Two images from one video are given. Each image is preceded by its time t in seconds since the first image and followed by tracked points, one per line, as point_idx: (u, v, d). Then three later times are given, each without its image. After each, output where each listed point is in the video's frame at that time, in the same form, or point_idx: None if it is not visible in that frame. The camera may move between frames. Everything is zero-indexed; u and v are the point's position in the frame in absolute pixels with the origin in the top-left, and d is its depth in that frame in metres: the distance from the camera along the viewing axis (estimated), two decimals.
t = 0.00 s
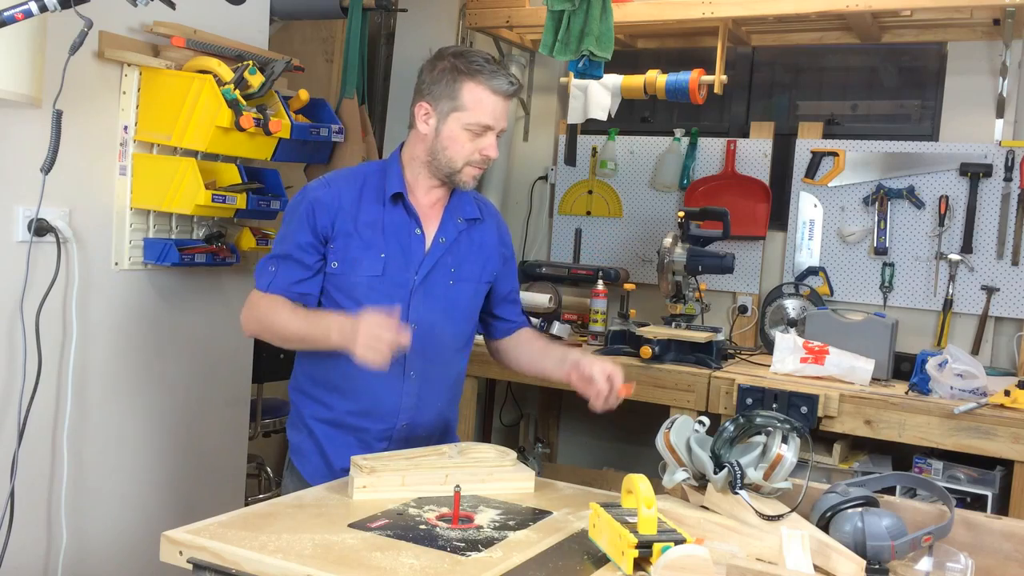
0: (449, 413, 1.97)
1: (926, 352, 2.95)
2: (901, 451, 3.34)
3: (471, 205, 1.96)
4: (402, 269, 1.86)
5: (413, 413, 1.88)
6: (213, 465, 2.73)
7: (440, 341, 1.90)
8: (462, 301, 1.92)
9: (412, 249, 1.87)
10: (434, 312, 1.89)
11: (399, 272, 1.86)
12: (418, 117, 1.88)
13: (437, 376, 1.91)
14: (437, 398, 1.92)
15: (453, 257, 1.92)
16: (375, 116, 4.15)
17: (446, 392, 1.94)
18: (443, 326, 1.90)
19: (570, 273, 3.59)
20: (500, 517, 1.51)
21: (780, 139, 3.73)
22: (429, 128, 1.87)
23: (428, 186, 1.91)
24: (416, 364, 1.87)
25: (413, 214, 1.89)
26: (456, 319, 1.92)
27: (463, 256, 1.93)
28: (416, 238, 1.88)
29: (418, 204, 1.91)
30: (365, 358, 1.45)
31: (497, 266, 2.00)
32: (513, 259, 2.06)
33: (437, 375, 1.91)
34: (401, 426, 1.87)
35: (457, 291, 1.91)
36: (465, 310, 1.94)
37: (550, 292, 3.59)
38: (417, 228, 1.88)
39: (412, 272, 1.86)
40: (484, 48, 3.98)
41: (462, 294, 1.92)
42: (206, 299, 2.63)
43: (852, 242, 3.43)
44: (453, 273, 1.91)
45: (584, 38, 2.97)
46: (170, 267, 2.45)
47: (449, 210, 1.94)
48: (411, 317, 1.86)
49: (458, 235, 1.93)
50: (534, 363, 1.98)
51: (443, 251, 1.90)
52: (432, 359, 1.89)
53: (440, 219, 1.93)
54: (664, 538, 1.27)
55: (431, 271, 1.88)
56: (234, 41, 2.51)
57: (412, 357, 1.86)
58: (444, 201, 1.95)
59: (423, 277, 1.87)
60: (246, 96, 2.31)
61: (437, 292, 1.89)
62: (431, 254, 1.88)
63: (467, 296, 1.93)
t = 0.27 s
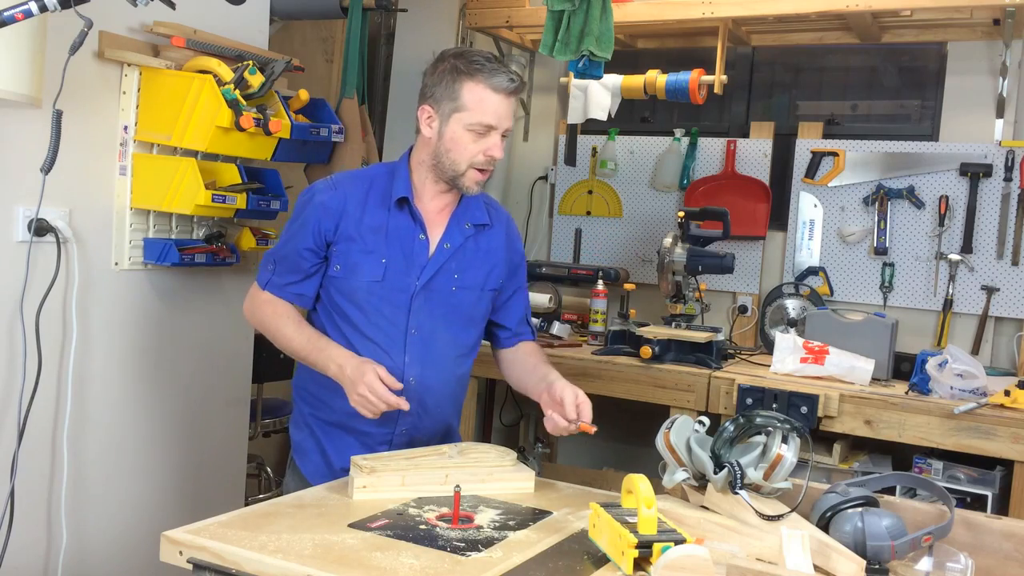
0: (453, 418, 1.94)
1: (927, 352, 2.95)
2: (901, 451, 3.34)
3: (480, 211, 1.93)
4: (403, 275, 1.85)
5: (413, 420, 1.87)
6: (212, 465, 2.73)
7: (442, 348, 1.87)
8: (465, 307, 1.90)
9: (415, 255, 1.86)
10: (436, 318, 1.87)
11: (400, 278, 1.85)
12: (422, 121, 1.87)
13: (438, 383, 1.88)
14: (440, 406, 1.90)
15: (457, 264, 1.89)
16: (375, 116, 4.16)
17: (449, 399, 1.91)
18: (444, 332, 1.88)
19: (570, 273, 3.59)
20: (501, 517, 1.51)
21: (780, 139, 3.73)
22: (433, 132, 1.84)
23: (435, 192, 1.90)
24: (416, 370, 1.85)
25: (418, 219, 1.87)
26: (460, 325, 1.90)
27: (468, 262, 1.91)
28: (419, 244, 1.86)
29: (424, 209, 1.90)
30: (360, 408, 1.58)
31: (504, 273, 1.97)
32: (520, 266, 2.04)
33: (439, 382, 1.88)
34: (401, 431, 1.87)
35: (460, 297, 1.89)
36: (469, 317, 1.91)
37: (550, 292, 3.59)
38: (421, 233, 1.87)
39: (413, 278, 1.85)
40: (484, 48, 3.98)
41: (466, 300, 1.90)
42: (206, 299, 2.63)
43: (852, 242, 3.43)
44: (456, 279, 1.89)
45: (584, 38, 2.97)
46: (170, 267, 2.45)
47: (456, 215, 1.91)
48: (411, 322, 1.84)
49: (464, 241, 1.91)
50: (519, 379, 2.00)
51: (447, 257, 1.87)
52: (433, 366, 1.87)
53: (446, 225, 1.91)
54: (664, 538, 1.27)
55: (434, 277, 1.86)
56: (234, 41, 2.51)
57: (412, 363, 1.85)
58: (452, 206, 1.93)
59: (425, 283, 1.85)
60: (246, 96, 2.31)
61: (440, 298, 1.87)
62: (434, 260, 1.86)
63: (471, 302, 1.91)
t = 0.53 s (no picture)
0: (455, 424, 1.93)
1: (927, 352, 2.95)
2: (901, 451, 3.34)
3: (490, 217, 1.88)
4: (405, 283, 1.83)
5: (411, 427, 1.87)
6: (212, 465, 2.73)
7: (442, 357, 1.85)
8: (469, 317, 1.87)
9: (417, 263, 1.84)
10: (438, 327, 1.85)
11: (401, 286, 1.83)
12: (428, 127, 1.85)
13: (438, 392, 1.86)
14: (440, 415, 1.88)
15: (462, 273, 1.86)
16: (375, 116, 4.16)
17: (450, 408, 1.89)
18: (445, 342, 1.86)
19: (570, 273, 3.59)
20: (501, 517, 1.51)
21: (780, 139, 3.73)
22: (439, 136, 1.82)
23: (443, 200, 1.86)
24: (415, 379, 1.84)
25: (422, 227, 1.85)
26: (463, 334, 1.87)
27: (474, 271, 1.87)
28: (422, 252, 1.84)
29: (430, 217, 1.88)
30: (355, 409, 1.58)
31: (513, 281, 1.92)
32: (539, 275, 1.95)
33: (439, 391, 1.86)
34: (399, 437, 1.87)
35: (464, 307, 1.86)
36: (473, 326, 1.88)
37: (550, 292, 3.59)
38: (424, 241, 1.84)
39: (416, 286, 1.83)
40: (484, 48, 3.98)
41: (470, 310, 1.86)
42: (206, 299, 2.63)
43: (852, 242, 3.43)
44: (460, 289, 1.85)
45: (584, 38, 2.97)
46: (170, 267, 2.45)
47: (464, 223, 1.87)
48: (411, 332, 1.83)
49: (471, 249, 1.86)
50: (567, 394, 1.83)
51: (451, 265, 1.84)
52: (433, 375, 1.85)
53: (453, 232, 1.87)
54: (664, 538, 1.28)
55: (436, 286, 1.84)
56: (234, 41, 2.51)
57: (411, 372, 1.83)
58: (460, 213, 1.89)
59: (426, 292, 1.83)
60: (246, 96, 2.31)
61: (442, 307, 1.85)
62: (436, 269, 1.83)
63: (475, 312, 1.87)
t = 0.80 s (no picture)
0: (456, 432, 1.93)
1: (927, 352, 2.95)
2: (900, 451, 3.34)
3: (493, 227, 1.85)
4: (404, 292, 1.82)
5: (409, 435, 1.87)
6: (212, 465, 2.73)
7: (441, 367, 1.85)
8: (468, 328, 1.85)
9: (417, 272, 1.82)
10: (436, 337, 1.84)
11: (400, 295, 1.82)
12: (432, 134, 1.85)
13: (436, 401, 1.86)
14: (438, 423, 1.88)
15: (462, 284, 1.84)
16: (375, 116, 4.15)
17: (449, 417, 1.89)
18: (443, 352, 1.84)
19: (569, 273, 3.59)
20: (501, 517, 1.51)
21: (780, 139, 3.73)
22: (443, 144, 1.81)
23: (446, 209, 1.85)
24: (412, 387, 1.83)
25: (422, 237, 1.83)
26: (462, 345, 1.86)
27: (474, 281, 1.85)
28: (422, 262, 1.82)
29: (432, 226, 1.86)
30: (338, 417, 1.59)
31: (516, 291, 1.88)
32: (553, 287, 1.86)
33: (437, 400, 1.86)
34: (397, 443, 1.87)
35: (463, 317, 1.84)
36: (473, 336, 1.87)
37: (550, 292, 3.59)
38: (424, 251, 1.83)
39: (415, 296, 1.82)
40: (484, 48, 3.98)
41: (469, 320, 1.85)
42: (206, 299, 2.63)
43: (852, 242, 3.43)
44: (460, 299, 1.84)
45: (584, 38, 2.97)
46: (170, 267, 2.45)
47: (467, 233, 1.84)
48: (409, 341, 1.82)
49: (472, 259, 1.84)
50: (617, 408, 1.64)
51: (450, 276, 1.82)
52: (431, 384, 1.84)
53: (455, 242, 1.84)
54: (664, 538, 1.28)
55: (435, 296, 1.82)
56: (234, 41, 2.51)
57: (408, 381, 1.83)
58: (463, 223, 1.87)
59: (425, 301, 1.81)
60: (246, 96, 2.31)
61: (441, 317, 1.83)
62: (435, 278, 1.81)
63: (475, 323, 1.85)
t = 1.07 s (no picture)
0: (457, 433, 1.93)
1: (927, 352, 2.95)
2: (900, 451, 3.34)
3: (491, 226, 1.85)
4: (402, 291, 1.82)
5: (408, 435, 1.86)
6: (212, 465, 2.73)
7: (439, 366, 1.85)
8: (467, 327, 1.85)
9: (414, 271, 1.82)
10: (434, 337, 1.84)
11: (397, 295, 1.82)
12: (430, 132, 1.85)
13: (435, 401, 1.86)
14: (436, 424, 1.88)
15: (460, 284, 1.84)
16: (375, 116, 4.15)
17: (447, 416, 1.89)
18: (441, 352, 1.85)
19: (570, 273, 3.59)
20: (501, 517, 1.51)
21: (780, 139, 3.73)
22: (441, 141, 1.81)
23: (444, 209, 1.85)
24: (410, 387, 1.83)
25: (420, 236, 1.83)
26: (460, 344, 1.86)
27: (472, 280, 1.85)
28: (420, 261, 1.82)
29: (430, 225, 1.86)
30: (333, 417, 1.59)
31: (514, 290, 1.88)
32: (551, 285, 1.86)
33: (435, 400, 1.86)
34: (396, 443, 1.87)
35: (461, 317, 1.84)
36: (471, 336, 1.87)
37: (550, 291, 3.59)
38: (422, 250, 1.83)
39: (413, 295, 1.82)
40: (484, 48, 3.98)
41: (467, 320, 1.85)
42: (206, 299, 2.63)
43: (852, 242, 3.43)
44: (458, 299, 1.84)
45: (584, 38, 2.97)
46: (170, 267, 2.45)
47: (465, 232, 1.84)
48: (407, 340, 1.82)
49: (470, 259, 1.83)
50: (616, 400, 1.63)
51: (448, 275, 1.82)
52: (429, 384, 1.85)
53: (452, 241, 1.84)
54: (664, 538, 1.27)
55: (433, 295, 1.82)
56: (234, 41, 2.51)
57: (406, 381, 1.83)
58: (461, 222, 1.87)
59: (422, 301, 1.81)
60: (246, 96, 2.31)
61: (438, 316, 1.83)
62: (433, 278, 1.81)
63: (473, 322, 1.86)
